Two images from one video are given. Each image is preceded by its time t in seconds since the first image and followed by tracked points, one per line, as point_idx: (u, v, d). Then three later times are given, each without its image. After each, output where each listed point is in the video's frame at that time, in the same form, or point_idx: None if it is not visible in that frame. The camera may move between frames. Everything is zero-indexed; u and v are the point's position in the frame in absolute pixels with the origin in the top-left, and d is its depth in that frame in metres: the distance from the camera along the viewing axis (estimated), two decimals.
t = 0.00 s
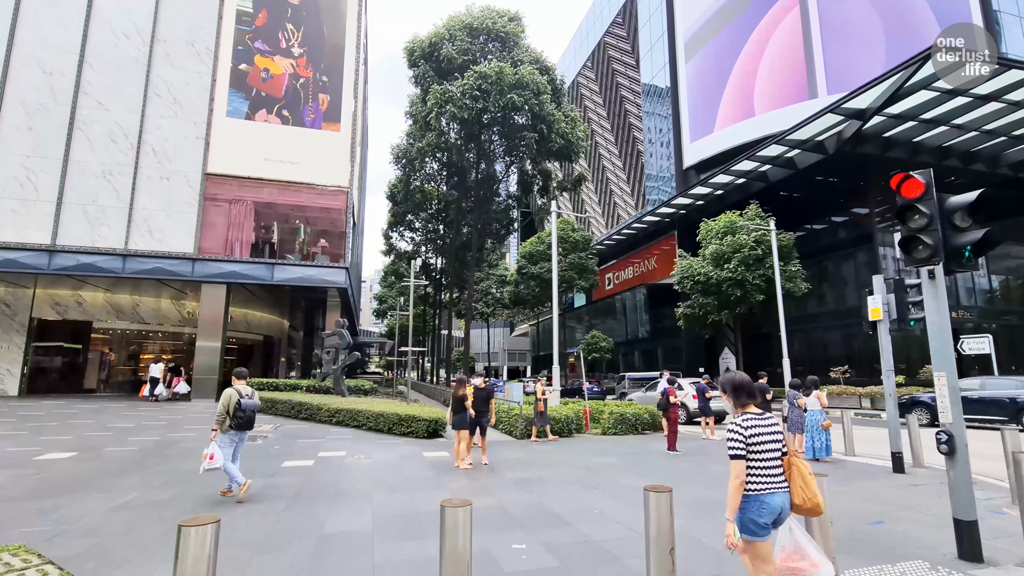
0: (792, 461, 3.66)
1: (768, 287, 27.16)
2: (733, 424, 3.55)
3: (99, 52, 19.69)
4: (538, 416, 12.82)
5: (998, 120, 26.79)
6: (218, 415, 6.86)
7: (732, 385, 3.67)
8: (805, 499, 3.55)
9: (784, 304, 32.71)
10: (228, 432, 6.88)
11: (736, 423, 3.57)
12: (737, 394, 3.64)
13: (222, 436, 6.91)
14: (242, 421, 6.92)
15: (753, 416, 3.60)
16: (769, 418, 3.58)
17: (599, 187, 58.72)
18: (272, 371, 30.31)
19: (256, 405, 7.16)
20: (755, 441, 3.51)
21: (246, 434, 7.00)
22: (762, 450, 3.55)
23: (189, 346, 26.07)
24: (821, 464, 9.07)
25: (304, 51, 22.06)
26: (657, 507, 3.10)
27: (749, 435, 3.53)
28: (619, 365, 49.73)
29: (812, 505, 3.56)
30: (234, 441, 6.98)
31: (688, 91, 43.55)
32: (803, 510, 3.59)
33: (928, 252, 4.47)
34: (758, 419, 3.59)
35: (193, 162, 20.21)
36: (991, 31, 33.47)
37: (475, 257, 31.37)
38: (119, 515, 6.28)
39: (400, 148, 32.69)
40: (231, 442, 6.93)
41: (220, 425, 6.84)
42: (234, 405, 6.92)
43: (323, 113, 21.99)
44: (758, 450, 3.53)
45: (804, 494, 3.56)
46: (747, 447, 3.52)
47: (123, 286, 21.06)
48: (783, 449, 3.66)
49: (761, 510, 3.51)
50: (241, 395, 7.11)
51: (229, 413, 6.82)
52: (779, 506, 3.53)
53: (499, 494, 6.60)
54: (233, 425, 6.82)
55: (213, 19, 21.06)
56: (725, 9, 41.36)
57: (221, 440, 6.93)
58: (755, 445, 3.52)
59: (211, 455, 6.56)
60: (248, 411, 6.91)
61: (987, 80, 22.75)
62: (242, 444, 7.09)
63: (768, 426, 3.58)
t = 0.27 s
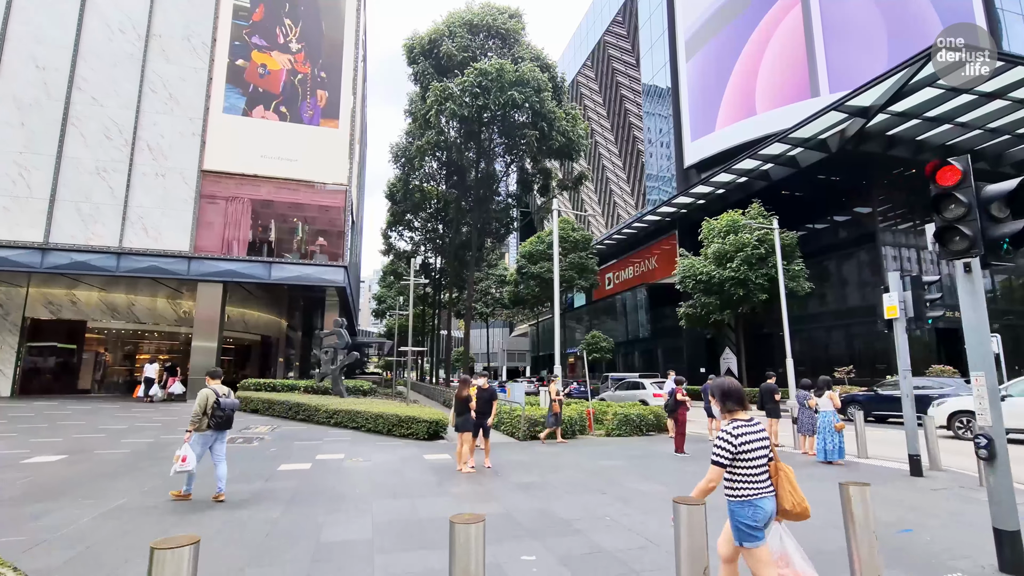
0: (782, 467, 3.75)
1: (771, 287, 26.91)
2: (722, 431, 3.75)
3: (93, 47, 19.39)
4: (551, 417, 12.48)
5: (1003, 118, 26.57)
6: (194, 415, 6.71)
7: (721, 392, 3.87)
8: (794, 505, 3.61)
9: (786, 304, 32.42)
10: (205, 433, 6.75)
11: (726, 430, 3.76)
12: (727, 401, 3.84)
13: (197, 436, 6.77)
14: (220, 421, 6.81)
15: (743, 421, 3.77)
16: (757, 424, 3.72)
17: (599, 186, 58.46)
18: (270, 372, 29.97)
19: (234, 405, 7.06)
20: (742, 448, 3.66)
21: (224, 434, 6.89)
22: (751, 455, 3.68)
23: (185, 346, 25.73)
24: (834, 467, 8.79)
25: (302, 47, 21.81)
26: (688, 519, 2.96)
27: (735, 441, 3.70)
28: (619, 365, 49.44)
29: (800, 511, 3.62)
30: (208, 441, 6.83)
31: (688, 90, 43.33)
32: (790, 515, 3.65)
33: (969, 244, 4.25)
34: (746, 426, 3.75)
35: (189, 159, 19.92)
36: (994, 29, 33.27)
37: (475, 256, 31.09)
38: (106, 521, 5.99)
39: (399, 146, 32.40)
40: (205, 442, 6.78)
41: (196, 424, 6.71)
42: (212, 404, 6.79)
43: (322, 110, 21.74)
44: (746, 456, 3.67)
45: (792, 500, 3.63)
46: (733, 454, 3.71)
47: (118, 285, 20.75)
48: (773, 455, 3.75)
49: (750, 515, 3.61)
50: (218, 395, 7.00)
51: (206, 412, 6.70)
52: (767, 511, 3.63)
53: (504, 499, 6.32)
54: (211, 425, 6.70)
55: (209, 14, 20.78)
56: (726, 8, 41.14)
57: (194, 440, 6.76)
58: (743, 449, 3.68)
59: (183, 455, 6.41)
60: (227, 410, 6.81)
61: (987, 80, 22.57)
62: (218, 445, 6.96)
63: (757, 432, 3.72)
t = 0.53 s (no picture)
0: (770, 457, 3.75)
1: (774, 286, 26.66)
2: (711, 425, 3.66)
3: (88, 42, 19.14)
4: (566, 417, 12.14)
5: (1007, 116, 26.36)
6: (164, 416, 6.54)
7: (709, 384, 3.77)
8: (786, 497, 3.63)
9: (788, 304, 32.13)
10: (175, 434, 6.60)
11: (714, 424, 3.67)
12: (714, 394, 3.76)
13: (166, 437, 6.61)
14: (191, 422, 6.66)
15: (732, 415, 3.70)
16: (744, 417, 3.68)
17: (599, 186, 58.18)
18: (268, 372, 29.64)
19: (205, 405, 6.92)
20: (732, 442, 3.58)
21: (195, 435, 6.76)
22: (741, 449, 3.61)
23: (182, 346, 25.46)
24: (847, 470, 8.55)
25: (301, 42, 21.56)
26: (727, 534, 2.93)
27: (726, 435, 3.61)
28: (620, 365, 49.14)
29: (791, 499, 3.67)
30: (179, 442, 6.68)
31: (689, 88, 43.10)
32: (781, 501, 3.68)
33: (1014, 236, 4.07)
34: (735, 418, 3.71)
35: (185, 155, 19.67)
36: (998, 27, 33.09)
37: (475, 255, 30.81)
38: (94, 527, 5.73)
39: (398, 144, 32.12)
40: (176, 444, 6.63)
41: (165, 426, 6.55)
42: (182, 405, 6.63)
43: (320, 106, 21.51)
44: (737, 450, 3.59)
45: (784, 493, 3.65)
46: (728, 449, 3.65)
47: (113, 283, 20.46)
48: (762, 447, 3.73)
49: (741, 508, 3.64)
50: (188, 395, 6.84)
51: (177, 414, 6.54)
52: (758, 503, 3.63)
53: (510, 504, 6.06)
54: (182, 426, 6.56)
55: (206, 9, 20.55)
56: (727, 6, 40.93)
57: (164, 441, 6.61)
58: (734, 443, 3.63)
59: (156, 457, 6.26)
60: (197, 410, 6.66)
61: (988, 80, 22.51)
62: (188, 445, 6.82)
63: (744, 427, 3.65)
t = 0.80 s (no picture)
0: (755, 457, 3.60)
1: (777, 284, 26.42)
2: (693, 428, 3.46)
3: (82, 36, 18.90)
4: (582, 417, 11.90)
5: (1012, 113, 26.15)
6: (135, 414, 6.32)
7: (695, 387, 3.53)
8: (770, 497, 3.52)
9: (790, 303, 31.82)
10: (148, 432, 6.40)
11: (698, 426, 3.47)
12: (699, 396, 3.53)
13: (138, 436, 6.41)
14: (164, 421, 6.46)
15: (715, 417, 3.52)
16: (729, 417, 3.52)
17: (599, 185, 57.93)
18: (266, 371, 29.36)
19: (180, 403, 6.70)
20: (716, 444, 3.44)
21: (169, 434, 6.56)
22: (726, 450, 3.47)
23: (179, 345, 25.22)
24: (863, 471, 8.27)
25: (299, 36, 21.34)
26: (770, 545, 2.84)
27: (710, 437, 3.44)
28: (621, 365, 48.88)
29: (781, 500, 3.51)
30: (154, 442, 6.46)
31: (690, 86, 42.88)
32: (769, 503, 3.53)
33: None
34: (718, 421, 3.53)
35: (181, 151, 19.43)
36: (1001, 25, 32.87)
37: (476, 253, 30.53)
38: (80, 530, 5.45)
39: (398, 142, 31.84)
40: (151, 443, 6.42)
41: (137, 424, 6.32)
42: (155, 404, 6.41)
43: (319, 101, 21.31)
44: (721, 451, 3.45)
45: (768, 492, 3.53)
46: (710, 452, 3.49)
47: (109, 281, 20.18)
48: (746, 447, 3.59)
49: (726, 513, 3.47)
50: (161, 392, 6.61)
51: (149, 412, 6.33)
52: (744, 506, 3.48)
53: (517, 508, 5.78)
54: (155, 425, 6.36)
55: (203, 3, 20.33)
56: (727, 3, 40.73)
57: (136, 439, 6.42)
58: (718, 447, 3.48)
59: (126, 457, 6.20)
60: (170, 409, 6.44)
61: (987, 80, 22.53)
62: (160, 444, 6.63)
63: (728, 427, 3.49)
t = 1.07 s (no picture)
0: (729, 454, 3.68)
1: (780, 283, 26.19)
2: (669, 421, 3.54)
3: (76, 31, 18.66)
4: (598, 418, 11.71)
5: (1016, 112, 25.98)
6: (109, 414, 6.31)
7: (681, 382, 3.59)
8: (741, 492, 3.57)
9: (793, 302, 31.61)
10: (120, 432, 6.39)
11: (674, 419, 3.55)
12: (684, 389, 3.61)
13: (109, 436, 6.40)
14: (137, 420, 6.48)
15: (695, 414, 3.60)
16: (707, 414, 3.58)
17: (599, 184, 57.70)
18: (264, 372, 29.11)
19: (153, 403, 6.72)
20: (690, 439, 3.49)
21: (142, 433, 6.58)
22: (700, 444, 3.56)
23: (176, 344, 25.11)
24: (876, 474, 8.04)
25: (297, 32, 21.15)
26: (825, 566, 2.81)
27: (684, 431, 3.52)
28: (621, 364, 48.65)
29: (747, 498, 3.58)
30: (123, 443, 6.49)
31: (691, 84, 42.67)
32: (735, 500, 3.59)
33: None
34: (699, 416, 3.59)
35: (177, 147, 19.24)
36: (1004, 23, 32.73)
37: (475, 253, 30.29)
38: (66, 536, 5.21)
39: (397, 140, 31.61)
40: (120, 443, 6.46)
41: (110, 423, 6.30)
42: (129, 403, 6.40)
43: (317, 97, 21.16)
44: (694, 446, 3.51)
45: (740, 487, 3.59)
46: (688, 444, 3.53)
47: (104, 280, 19.91)
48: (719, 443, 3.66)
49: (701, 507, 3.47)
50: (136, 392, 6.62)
51: (123, 412, 6.33)
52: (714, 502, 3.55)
53: (524, 515, 5.54)
54: (128, 426, 6.37)
55: None
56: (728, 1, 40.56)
57: (107, 440, 6.40)
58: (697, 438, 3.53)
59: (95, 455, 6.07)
60: (145, 409, 6.45)
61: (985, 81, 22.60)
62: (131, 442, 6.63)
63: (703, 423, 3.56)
